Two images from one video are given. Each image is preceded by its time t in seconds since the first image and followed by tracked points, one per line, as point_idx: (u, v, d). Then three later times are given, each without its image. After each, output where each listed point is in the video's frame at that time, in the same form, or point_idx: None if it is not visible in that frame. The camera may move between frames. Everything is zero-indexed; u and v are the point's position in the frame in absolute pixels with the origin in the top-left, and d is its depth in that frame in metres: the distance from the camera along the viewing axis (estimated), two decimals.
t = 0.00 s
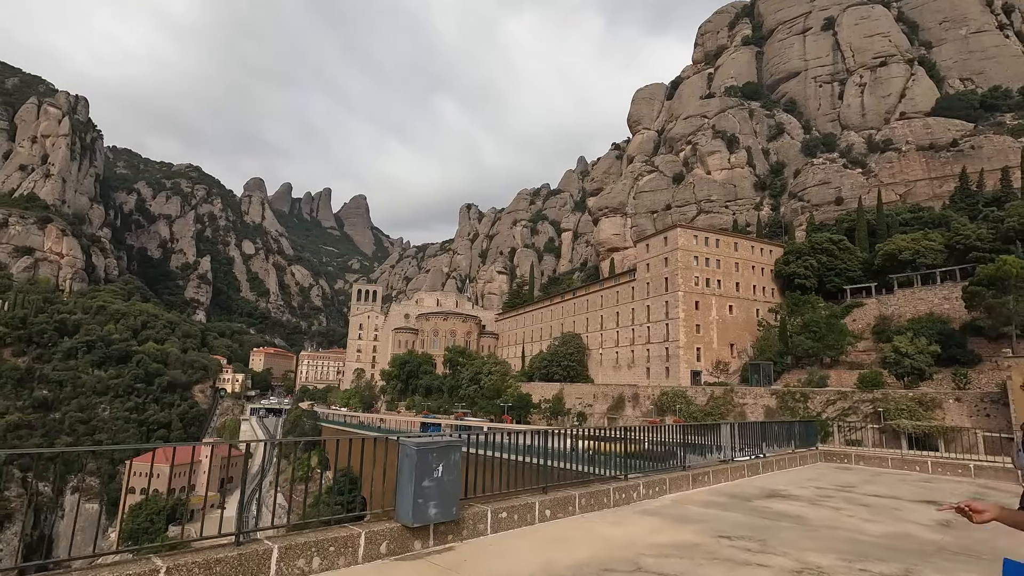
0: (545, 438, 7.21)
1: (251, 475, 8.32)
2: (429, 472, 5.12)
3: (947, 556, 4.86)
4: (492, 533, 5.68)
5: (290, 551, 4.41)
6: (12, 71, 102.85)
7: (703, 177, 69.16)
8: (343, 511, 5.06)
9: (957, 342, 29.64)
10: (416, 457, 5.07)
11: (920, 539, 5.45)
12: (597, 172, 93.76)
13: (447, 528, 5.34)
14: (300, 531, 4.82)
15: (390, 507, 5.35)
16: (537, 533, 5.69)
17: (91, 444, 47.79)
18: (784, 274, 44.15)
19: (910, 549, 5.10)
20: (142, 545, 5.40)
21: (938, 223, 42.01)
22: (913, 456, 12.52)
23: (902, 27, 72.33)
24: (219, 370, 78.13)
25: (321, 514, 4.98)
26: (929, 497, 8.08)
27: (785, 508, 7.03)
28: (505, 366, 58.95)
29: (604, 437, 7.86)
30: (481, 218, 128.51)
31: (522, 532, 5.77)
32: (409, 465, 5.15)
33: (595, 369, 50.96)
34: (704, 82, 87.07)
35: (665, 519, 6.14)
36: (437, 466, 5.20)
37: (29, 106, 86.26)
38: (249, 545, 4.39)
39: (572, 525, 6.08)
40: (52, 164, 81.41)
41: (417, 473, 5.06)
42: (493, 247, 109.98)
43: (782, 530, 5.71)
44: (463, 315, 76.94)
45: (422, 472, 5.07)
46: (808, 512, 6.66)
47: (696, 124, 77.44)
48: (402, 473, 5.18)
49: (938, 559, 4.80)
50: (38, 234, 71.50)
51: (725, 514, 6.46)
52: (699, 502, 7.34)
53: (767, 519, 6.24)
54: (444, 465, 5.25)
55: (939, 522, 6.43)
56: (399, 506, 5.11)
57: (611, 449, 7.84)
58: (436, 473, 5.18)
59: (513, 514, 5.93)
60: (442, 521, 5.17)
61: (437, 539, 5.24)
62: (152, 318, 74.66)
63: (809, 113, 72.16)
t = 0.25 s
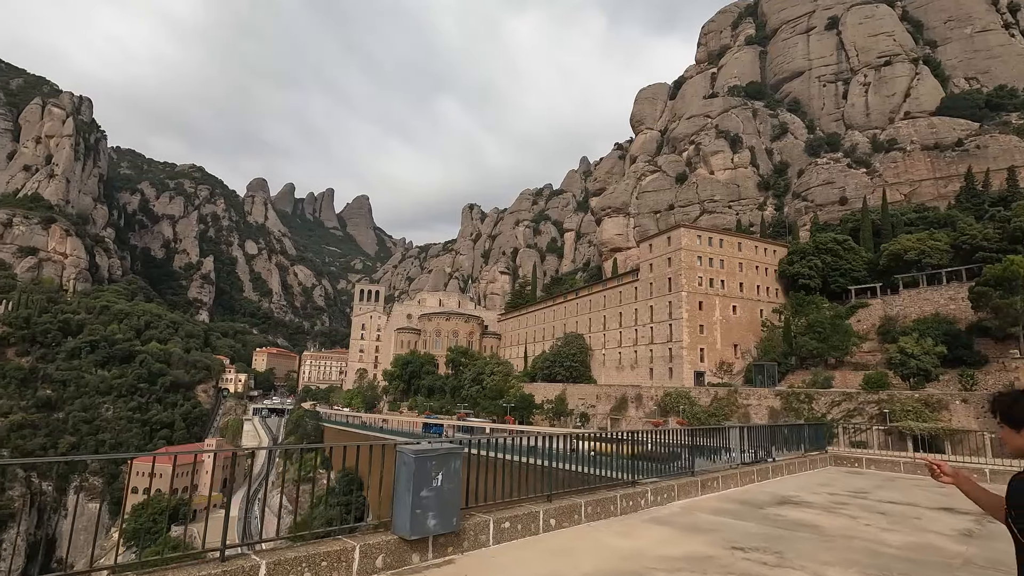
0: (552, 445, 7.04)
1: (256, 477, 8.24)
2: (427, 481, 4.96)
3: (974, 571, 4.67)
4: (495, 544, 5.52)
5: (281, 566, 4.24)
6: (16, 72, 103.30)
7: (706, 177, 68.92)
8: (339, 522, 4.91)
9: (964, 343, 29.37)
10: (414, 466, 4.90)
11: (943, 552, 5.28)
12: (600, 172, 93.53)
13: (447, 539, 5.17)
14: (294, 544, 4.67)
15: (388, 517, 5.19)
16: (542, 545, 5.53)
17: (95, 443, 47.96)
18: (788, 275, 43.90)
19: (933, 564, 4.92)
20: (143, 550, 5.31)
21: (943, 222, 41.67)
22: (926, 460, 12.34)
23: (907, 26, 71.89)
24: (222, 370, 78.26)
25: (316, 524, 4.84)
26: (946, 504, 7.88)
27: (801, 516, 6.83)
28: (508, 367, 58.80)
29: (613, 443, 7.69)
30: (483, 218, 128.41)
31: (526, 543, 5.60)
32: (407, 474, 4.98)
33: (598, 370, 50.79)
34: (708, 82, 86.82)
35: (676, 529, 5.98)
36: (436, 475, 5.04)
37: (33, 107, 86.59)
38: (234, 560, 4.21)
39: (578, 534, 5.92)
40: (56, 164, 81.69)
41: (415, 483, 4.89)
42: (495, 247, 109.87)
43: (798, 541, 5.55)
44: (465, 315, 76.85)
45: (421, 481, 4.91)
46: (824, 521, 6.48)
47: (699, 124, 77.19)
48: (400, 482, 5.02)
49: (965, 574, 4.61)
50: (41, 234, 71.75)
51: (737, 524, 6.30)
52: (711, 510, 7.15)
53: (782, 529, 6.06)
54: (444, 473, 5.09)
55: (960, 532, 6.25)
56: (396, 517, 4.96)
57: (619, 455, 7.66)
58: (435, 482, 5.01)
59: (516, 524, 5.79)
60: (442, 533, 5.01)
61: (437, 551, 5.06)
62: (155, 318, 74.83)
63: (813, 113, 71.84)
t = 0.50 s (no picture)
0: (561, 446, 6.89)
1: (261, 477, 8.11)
2: (431, 484, 4.82)
3: None
4: (501, 550, 5.38)
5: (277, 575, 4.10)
6: (22, 74, 103.81)
7: (709, 177, 68.69)
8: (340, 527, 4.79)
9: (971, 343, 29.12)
10: (417, 468, 4.75)
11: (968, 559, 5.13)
12: (603, 172, 93.26)
13: (451, 546, 5.03)
14: (293, 551, 4.52)
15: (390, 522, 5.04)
16: (549, 551, 5.39)
17: (99, 443, 48.17)
18: (793, 275, 43.65)
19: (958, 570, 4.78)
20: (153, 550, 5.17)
21: (950, 222, 41.35)
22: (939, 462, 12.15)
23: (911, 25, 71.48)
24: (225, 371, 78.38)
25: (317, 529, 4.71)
26: (963, 508, 7.72)
27: (817, 521, 6.69)
28: (510, 367, 58.63)
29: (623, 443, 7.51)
30: (486, 218, 128.38)
31: (533, 548, 5.47)
32: (410, 477, 4.84)
33: (601, 370, 50.62)
34: (711, 82, 86.58)
35: (689, 534, 5.83)
36: (440, 478, 4.90)
37: (38, 108, 86.96)
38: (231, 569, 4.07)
39: (586, 540, 5.78)
40: (61, 165, 82.04)
41: (418, 486, 4.75)
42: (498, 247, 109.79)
43: (817, 547, 5.42)
44: (468, 315, 76.79)
45: (424, 484, 4.77)
46: (841, 526, 6.33)
47: (703, 124, 76.95)
48: (402, 485, 4.89)
49: None
50: (46, 235, 72.07)
51: (754, 528, 6.13)
52: (724, 515, 6.99)
53: (801, 535, 5.91)
54: (448, 476, 4.95)
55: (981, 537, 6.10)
56: (399, 522, 4.83)
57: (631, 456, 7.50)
58: (439, 485, 4.87)
59: (524, 529, 5.65)
60: (447, 539, 4.86)
61: (442, 557, 4.93)
62: (159, 319, 75.00)
63: (817, 112, 71.55)
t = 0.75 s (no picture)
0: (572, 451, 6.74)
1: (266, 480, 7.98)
2: (436, 492, 4.65)
3: None
4: (509, 560, 5.22)
5: None
6: (26, 76, 104.23)
7: (713, 177, 68.45)
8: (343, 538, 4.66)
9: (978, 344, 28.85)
10: (422, 475, 4.57)
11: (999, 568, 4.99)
12: (606, 172, 93.07)
13: (457, 556, 4.88)
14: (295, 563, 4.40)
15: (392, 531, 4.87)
16: (560, 561, 5.22)
17: (103, 443, 48.37)
18: (798, 275, 43.42)
19: None
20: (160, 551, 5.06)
21: (956, 222, 41.04)
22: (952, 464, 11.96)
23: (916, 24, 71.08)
24: (228, 371, 78.46)
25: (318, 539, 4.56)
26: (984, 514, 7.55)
27: (839, 528, 6.50)
28: (514, 368, 58.50)
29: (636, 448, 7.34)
30: (489, 219, 128.32)
31: (544, 558, 5.30)
32: (414, 484, 4.65)
33: (604, 371, 50.47)
34: (714, 82, 86.39)
35: (707, 543, 5.67)
36: (446, 485, 4.72)
37: (43, 110, 87.29)
38: None
39: (599, 548, 5.62)
40: (65, 166, 82.34)
41: (423, 494, 4.57)
42: (501, 248, 109.72)
43: (842, 556, 5.26)
44: (471, 316, 76.73)
45: (429, 492, 4.59)
46: (864, 534, 6.18)
47: (706, 124, 76.69)
48: (407, 491, 4.72)
49: None
50: (50, 236, 72.34)
51: (777, 536, 5.96)
52: (740, 521, 6.80)
53: (826, 544, 5.73)
54: (454, 483, 4.78)
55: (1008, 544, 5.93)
56: (402, 532, 4.67)
57: (643, 460, 7.32)
58: (444, 493, 4.72)
59: (534, 537, 5.48)
60: (453, 549, 4.71)
61: (446, 569, 4.80)
62: (163, 320, 75.12)
63: (821, 112, 71.27)
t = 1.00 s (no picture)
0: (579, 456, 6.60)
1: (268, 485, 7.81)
2: (440, 501, 4.47)
3: None
4: (517, 571, 5.07)
5: None
6: (31, 77, 104.76)
7: (716, 177, 68.23)
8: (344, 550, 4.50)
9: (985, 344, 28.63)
10: (424, 484, 4.38)
11: None
12: (609, 172, 92.87)
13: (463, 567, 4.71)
14: None
15: (395, 541, 4.71)
16: (569, 572, 5.05)
17: (107, 443, 48.56)
18: (803, 275, 43.19)
19: None
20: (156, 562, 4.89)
21: (962, 222, 40.76)
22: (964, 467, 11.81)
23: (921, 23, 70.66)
24: (232, 372, 78.62)
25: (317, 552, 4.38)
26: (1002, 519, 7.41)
27: (856, 536, 6.36)
28: (517, 368, 58.43)
29: (645, 452, 7.18)
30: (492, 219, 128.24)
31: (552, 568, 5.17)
32: (417, 493, 4.48)
33: (608, 372, 50.30)
34: (718, 81, 86.13)
35: (721, 552, 5.54)
36: (450, 494, 4.56)
37: (48, 111, 87.67)
38: None
39: (609, 557, 5.48)
40: (70, 167, 82.68)
41: (426, 503, 4.40)
42: (504, 248, 109.62)
43: (864, 566, 5.13)
44: (474, 316, 76.67)
45: (431, 502, 4.42)
46: (884, 542, 6.04)
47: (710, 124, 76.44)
48: (410, 501, 4.54)
49: None
50: (55, 236, 72.65)
51: (795, 546, 5.81)
52: (754, 529, 6.63)
53: (847, 554, 5.58)
54: (458, 491, 4.61)
55: None
56: (404, 543, 4.51)
57: (653, 465, 7.17)
58: (449, 502, 4.54)
59: (541, 547, 5.32)
60: (457, 561, 4.55)
61: None
62: (167, 320, 75.32)
63: (826, 112, 70.94)
